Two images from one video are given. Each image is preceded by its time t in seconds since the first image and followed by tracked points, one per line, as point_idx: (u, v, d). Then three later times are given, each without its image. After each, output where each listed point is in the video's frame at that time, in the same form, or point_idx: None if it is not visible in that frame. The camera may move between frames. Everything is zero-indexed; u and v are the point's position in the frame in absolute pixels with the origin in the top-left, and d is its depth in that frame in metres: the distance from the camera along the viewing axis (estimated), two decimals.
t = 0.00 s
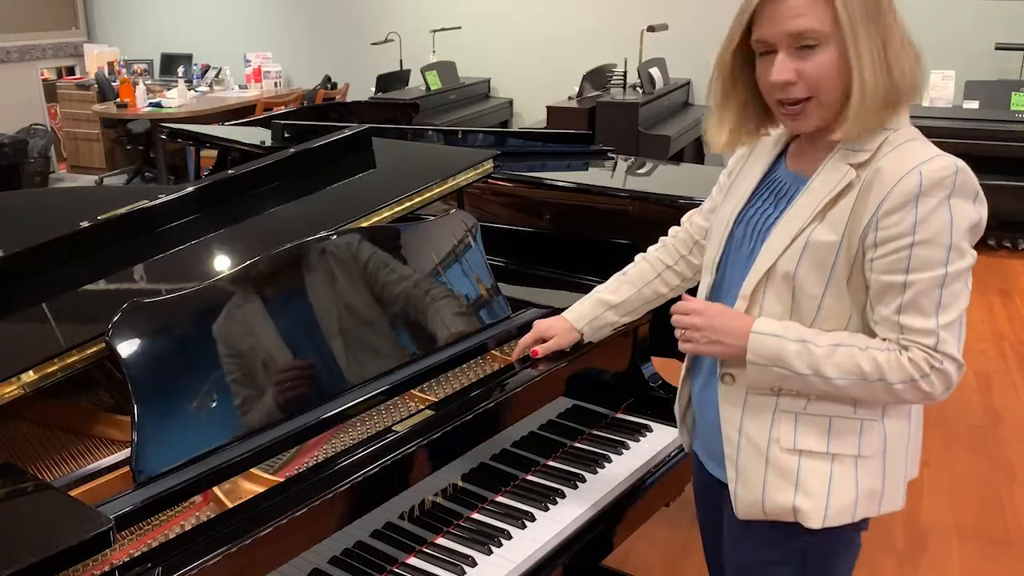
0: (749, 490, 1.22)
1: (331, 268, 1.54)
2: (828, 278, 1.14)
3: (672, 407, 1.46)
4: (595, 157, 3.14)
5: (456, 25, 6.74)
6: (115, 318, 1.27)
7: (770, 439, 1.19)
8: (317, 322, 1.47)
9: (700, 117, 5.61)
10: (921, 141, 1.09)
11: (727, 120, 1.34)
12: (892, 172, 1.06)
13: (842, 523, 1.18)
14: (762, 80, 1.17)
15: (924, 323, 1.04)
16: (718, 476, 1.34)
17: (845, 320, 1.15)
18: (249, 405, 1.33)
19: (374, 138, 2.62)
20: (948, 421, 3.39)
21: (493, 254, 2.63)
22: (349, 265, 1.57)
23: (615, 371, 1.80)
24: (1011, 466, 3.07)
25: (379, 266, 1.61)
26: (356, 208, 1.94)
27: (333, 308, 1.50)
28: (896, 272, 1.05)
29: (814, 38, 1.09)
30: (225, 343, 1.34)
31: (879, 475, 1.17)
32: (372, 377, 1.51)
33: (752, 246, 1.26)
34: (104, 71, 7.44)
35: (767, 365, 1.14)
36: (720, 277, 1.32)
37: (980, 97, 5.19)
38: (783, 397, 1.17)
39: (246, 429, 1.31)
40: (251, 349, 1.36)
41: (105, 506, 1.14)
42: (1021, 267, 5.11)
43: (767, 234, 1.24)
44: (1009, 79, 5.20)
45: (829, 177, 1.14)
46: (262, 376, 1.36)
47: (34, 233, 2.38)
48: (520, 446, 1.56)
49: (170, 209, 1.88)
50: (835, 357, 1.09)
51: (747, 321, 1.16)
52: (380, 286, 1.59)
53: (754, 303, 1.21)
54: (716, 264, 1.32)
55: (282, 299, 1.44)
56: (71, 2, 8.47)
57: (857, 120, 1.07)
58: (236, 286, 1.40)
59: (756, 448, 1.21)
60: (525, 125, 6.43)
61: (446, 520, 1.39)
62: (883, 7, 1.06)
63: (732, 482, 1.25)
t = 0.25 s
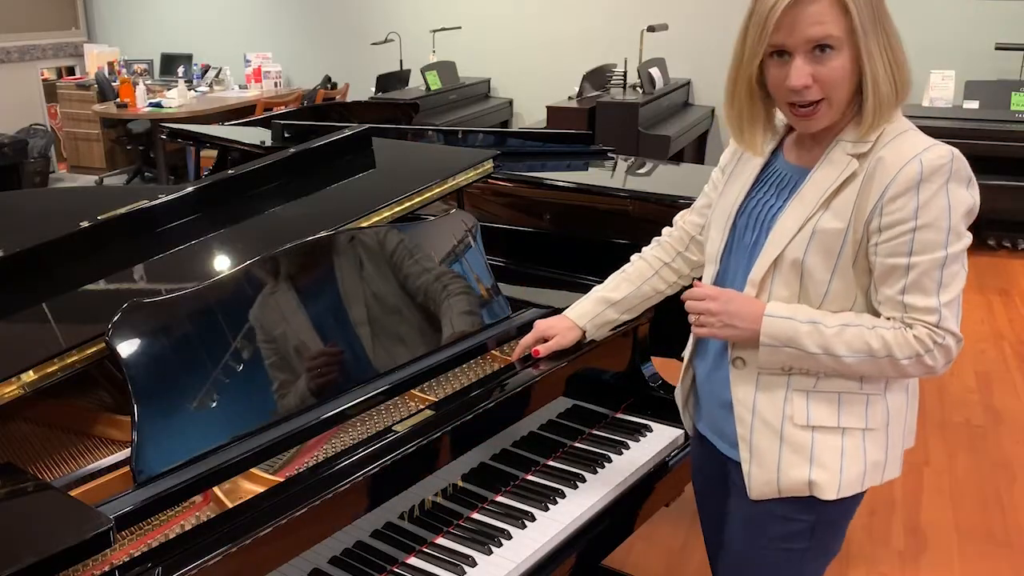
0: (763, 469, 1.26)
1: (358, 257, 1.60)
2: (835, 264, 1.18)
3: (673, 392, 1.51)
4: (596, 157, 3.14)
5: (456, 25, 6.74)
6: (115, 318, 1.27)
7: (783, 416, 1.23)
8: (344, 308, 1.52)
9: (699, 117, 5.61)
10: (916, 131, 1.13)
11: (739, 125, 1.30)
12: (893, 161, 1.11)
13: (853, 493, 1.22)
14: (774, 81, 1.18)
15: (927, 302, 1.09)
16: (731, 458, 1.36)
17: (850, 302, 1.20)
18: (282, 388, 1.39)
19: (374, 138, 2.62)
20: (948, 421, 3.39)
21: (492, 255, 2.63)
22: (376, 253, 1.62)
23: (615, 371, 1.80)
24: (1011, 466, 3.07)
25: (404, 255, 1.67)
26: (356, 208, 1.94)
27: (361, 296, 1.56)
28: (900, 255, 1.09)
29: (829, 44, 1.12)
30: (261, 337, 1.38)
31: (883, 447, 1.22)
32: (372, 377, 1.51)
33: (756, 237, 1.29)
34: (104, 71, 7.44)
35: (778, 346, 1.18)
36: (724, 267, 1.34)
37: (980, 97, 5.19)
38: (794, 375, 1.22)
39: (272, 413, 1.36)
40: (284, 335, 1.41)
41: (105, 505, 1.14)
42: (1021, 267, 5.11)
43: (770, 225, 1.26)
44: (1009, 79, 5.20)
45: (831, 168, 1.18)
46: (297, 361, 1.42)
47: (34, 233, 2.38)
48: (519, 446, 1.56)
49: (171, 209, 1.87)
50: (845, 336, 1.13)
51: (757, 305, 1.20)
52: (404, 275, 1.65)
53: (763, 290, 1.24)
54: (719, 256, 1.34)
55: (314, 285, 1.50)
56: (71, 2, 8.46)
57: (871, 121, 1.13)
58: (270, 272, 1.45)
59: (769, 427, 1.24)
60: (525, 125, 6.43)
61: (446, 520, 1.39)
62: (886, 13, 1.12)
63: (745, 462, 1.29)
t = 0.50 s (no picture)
0: (768, 460, 1.26)
1: (369, 253, 1.61)
2: (841, 257, 1.18)
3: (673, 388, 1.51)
4: (595, 157, 3.14)
5: (456, 25, 6.74)
6: (115, 318, 1.27)
7: (788, 407, 1.23)
8: (356, 303, 1.54)
9: (699, 117, 5.61)
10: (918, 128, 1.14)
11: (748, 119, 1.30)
12: (897, 156, 1.12)
13: (856, 484, 1.23)
14: (780, 82, 1.18)
15: (930, 294, 1.09)
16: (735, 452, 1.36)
17: (854, 295, 1.20)
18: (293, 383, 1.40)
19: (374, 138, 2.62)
20: (949, 420, 3.39)
21: (492, 255, 2.63)
22: (386, 250, 1.64)
23: (615, 371, 1.80)
24: (1011, 465, 3.07)
25: (414, 252, 1.69)
26: (356, 208, 1.94)
27: (371, 292, 1.58)
28: (904, 248, 1.10)
29: (836, 45, 1.12)
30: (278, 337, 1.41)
31: (885, 438, 1.23)
32: (374, 377, 1.51)
33: (761, 234, 1.28)
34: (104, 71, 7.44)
35: (785, 338, 1.18)
36: (728, 264, 1.34)
37: (980, 97, 5.19)
38: (798, 367, 1.22)
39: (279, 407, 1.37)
40: (298, 329, 1.44)
41: (105, 506, 1.14)
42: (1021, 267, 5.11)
43: (773, 222, 1.26)
44: (1009, 79, 5.20)
45: (836, 164, 1.18)
46: (309, 355, 1.43)
47: (34, 233, 2.38)
48: (519, 446, 1.56)
49: (171, 209, 1.87)
50: (850, 328, 1.14)
51: (763, 298, 1.20)
52: (413, 273, 1.67)
53: (768, 284, 1.24)
54: (722, 253, 1.34)
55: (326, 281, 1.52)
56: (71, 2, 8.46)
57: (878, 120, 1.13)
58: (282, 267, 1.47)
59: (773, 419, 1.24)
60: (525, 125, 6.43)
61: (446, 520, 1.38)
62: (890, 13, 1.12)
63: (750, 453, 1.29)
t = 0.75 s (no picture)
0: (766, 455, 1.26)
1: (372, 251, 1.62)
2: (840, 253, 1.18)
3: (673, 386, 1.51)
4: (595, 157, 3.15)
5: (456, 26, 6.74)
6: (115, 318, 1.27)
7: (785, 403, 1.23)
8: (359, 300, 1.55)
9: (700, 117, 5.61)
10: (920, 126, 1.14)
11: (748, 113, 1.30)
12: (897, 153, 1.12)
13: (853, 480, 1.23)
14: (782, 78, 1.18)
15: (928, 290, 1.09)
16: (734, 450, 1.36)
17: (853, 292, 1.20)
18: (296, 381, 1.41)
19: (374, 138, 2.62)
20: (949, 420, 3.39)
21: (492, 255, 2.62)
22: (391, 248, 1.64)
23: (615, 371, 1.80)
24: (1011, 465, 3.07)
25: (418, 250, 1.69)
26: (356, 208, 1.93)
27: (374, 291, 1.58)
28: (902, 244, 1.10)
29: (838, 44, 1.12)
30: (282, 335, 1.41)
31: (882, 435, 1.23)
32: (374, 376, 1.51)
33: (760, 232, 1.28)
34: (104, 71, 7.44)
35: (783, 333, 1.17)
36: (728, 262, 1.34)
37: (980, 97, 5.19)
38: (797, 363, 1.22)
39: (281, 405, 1.38)
40: (301, 327, 1.44)
41: (105, 505, 1.14)
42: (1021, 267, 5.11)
43: (773, 220, 1.26)
44: (1009, 79, 5.20)
45: (836, 160, 1.18)
46: (312, 352, 1.44)
47: (34, 233, 2.38)
48: (519, 446, 1.56)
49: (171, 208, 1.87)
50: (848, 324, 1.13)
51: (762, 293, 1.20)
52: (417, 271, 1.67)
53: (768, 279, 1.24)
54: (722, 251, 1.34)
55: (329, 279, 1.53)
56: (71, 2, 8.46)
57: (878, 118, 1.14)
58: (285, 265, 1.47)
59: (771, 415, 1.24)
60: (525, 125, 6.43)
61: (446, 520, 1.38)
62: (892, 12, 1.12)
63: (748, 448, 1.29)
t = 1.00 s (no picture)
0: (764, 456, 1.26)
1: (372, 252, 1.62)
2: (837, 254, 1.18)
3: (673, 386, 1.51)
4: (596, 157, 3.15)
5: (456, 26, 6.74)
6: (115, 318, 1.27)
7: (784, 404, 1.23)
8: (359, 301, 1.55)
9: (699, 118, 5.61)
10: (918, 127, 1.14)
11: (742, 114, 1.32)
12: (895, 154, 1.11)
13: (851, 480, 1.23)
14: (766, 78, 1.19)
15: (926, 291, 1.10)
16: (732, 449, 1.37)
17: (851, 292, 1.20)
18: (296, 381, 1.41)
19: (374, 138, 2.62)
20: (949, 420, 3.39)
21: (492, 255, 2.62)
22: (390, 248, 1.64)
23: (614, 371, 1.80)
24: (1011, 465, 3.07)
25: (417, 250, 1.69)
26: (356, 208, 1.94)
27: (375, 291, 1.58)
28: (900, 246, 1.10)
29: (816, 45, 1.12)
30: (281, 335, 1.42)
31: (881, 436, 1.23)
32: (374, 377, 1.51)
33: (758, 232, 1.29)
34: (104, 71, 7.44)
35: (780, 334, 1.17)
36: (726, 262, 1.34)
37: (980, 97, 5.19)
38: (794, 364, 1.22)
39: (281, 404, 1.38)
40: (301, 327, 1.44)
41: (104, 506, 1.14)
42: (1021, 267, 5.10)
43: (771, 220, 1.26)
44: (1009, 79, 5.20)
45: (834, 161, 1.18)
46: (311, 353, 1.44)
47: (34, 232, 2.38)
48: (519, 446, 1.56)
49: (172, 208, 1.87)
50: (846, 325, 1.14)
51: (760, 294, 1.20)
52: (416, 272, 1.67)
53: (766, 280, 1.24)
54: (719, 252, 1.34)
55: (328, 279, 1.53)
56: (71, 2, 8.46)
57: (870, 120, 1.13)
58: (285, 265, 1.48)
59: (769, 415, 1.24)
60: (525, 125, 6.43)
61: (446, 520, 1.38)
62: (880, 11, 1.10)
63: (746, 449, 1.29)
